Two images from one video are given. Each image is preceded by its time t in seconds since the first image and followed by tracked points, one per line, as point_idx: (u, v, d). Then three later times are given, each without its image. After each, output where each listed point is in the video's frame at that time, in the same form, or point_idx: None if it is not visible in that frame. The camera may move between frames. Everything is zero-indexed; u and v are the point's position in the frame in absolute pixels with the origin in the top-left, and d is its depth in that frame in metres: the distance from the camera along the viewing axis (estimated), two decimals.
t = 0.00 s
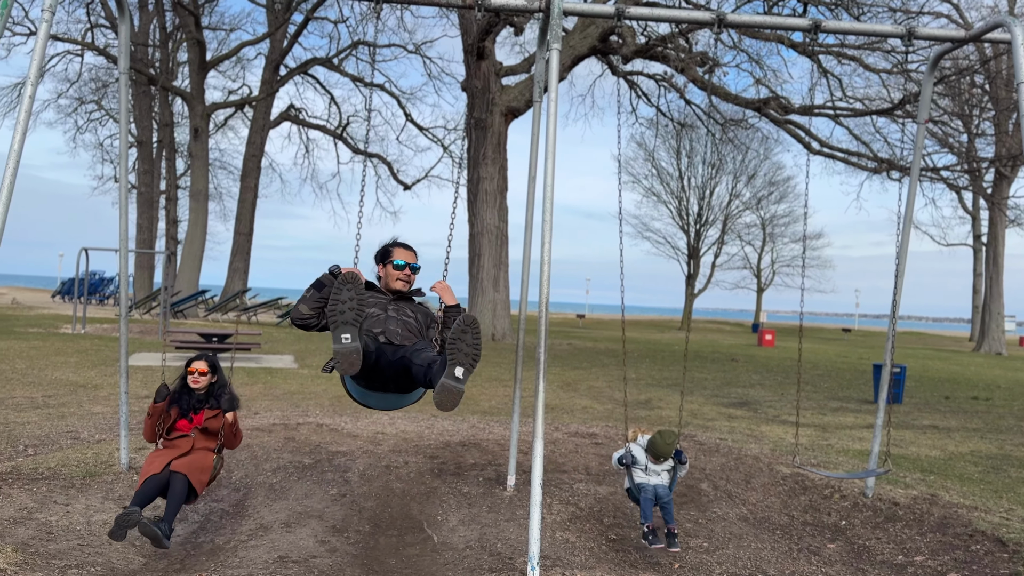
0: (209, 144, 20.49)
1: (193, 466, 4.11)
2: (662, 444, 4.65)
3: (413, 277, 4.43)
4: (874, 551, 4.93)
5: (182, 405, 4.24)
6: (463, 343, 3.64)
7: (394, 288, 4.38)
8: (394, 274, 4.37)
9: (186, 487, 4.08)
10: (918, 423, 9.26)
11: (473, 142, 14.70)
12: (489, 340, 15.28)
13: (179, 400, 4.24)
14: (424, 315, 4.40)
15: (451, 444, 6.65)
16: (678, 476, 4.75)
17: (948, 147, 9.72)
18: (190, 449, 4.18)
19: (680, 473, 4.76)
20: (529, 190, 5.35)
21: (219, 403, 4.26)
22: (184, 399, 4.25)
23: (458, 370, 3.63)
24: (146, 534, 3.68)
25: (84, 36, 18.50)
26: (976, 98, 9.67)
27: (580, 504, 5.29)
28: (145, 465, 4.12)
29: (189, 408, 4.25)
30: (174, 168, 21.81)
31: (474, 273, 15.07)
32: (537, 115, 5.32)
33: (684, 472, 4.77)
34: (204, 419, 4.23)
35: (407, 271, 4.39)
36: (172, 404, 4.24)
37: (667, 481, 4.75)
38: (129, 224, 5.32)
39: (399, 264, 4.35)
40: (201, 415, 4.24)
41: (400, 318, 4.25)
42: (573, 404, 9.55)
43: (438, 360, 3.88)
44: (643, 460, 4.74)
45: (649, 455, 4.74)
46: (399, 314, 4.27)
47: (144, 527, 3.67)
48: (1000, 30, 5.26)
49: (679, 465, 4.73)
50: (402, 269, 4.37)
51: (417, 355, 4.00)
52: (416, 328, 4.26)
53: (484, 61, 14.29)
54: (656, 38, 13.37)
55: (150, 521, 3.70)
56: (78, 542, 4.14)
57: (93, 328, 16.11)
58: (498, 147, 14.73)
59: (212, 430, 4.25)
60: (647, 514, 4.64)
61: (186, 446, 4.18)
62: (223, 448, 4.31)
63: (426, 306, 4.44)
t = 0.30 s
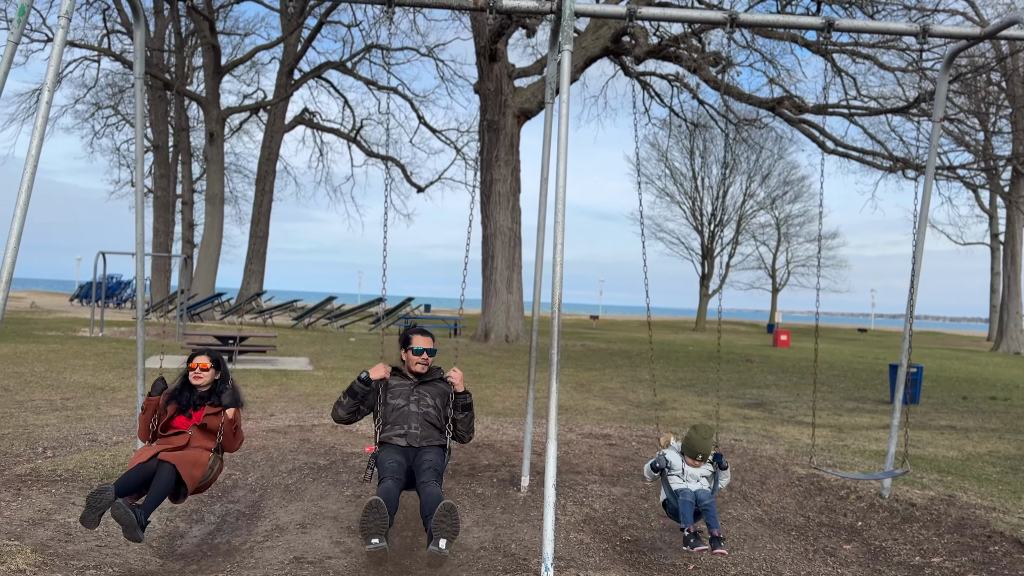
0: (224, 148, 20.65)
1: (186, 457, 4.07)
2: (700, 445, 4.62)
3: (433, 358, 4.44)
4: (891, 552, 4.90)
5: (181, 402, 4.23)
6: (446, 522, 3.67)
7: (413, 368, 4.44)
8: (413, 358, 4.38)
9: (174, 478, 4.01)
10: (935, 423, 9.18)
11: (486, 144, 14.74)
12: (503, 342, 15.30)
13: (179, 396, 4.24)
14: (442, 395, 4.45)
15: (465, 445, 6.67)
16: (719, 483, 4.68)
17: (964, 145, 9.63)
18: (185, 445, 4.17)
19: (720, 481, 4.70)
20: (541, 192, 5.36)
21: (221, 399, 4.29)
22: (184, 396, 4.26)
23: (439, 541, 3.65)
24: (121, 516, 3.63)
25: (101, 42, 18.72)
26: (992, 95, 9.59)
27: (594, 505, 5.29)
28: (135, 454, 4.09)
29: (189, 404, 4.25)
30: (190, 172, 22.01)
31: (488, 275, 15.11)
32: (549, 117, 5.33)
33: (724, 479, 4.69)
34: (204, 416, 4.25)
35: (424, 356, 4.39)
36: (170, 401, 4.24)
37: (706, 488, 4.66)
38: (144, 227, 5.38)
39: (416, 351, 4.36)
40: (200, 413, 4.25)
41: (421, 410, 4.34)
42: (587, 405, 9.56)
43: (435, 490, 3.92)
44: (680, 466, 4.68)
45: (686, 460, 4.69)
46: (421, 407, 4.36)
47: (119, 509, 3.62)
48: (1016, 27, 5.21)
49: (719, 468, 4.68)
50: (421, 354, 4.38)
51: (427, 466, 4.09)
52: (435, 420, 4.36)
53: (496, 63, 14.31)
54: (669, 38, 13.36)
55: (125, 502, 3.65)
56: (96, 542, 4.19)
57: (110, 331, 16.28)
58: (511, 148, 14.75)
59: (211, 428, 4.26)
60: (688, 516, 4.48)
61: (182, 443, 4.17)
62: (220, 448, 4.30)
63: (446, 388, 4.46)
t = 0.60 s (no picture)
0: (236, 152, 20.78)
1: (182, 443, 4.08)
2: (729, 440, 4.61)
3: (451, 379, 4.60)
4: (905, 554, 4.86)
5: (185, 396, 4.36)
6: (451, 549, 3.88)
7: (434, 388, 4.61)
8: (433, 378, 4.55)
9: (167, 462, 4.02)
10: (949, 424, 9.09)
11: (496, 146, 14.76)
12: (514, 344, 15.31)
13: (184, 389, 4.38)
14: (460, 411, 4.61)
15: (477, 448, 6.67)
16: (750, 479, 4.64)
17: (977, 144, 9.56)
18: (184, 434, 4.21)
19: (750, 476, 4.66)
20: (551, 194, 5.36)
21: (224, 393, 4.37)
22: (189, 391, 4.39)
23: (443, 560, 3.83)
24: (104, 491, 3.63)
25: (114, 47, 18.88)
26: (1007, 93, 9.50)
27: (606, 507, 5.28)
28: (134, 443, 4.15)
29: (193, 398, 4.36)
30: (202, 176, 22.15)
31: (499, 277, 15.13)
32: (558, 118, 5.34)
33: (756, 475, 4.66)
34: (206, 409, 4.32)
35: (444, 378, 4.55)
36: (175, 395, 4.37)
37: (735, 484, 4.64)
38: (157, 231, 5.42)
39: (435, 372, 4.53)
40: (203, 405, 4.34)
41: (441, 428, 4.49)
42: (598, 408, 9.54)
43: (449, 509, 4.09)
44: (709, 460, 4.67)
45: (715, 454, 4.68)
46: (440, 424, 4.50)
47: (103, 483, 3.63)
48: None
49: (749, 463, 4.65)
50: (438, 379, 4.53)
51: (443, 481, 4.28)
52: (454, 436, 4.51)
53: (506, 66, 14.33)
54: (679, 39, 13.34)
55: (109, 477, 3.66)
56: (111, 545, 4.23)
57: (124, 335, 16.40)
58: (521, 150, 14.76)
59: (212, 420, 4.30)
60: (715, 509, 4.45)
61: (181, 432, 4.21)
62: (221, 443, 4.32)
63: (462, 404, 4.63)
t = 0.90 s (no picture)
0: (245, 156, 20.87)
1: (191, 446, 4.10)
2: (740, 440, 4.58)
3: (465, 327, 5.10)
4: (917, 557, 4.84)
5: (198, 404, 4.40)
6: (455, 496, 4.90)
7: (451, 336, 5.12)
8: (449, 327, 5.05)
9: (177, 465, 4.04)
10: (961, 426, 9.03)
11: (504, 149, 14.77)
12: (522, 346, 15.31)
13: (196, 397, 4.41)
14: (474, 357, 5.12)
15: (485, 450, 6.67)
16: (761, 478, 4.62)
17: (988, 144, 9.51)
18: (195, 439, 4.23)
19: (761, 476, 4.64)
20: (559, 196, 5.37)
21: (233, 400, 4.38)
22: (202, 399, 4.42)
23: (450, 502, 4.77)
24: (114, 493, 3.66)
25: (124, 53, 19.01)
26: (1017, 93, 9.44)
27: (615, 510, 5.27)
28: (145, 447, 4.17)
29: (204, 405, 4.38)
30: (212, 181, 22.26)
31: (507, 280, 15.14)
32: (566, 121, 5.34)
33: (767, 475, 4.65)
34: (217, 415, 4.34)
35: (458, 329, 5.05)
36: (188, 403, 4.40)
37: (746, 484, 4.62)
38: (167, 235, 5.46)
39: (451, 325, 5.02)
40: (214, 412, 4.36)
41: (458, 372, 5.07)
42: (607, 410, 9.54)
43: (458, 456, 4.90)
44: (720, 461, 4.65)
45: (727, 454, 4.66)
46: (455, 369, 5.06)
47: (111, 485, 3.66)
48: None
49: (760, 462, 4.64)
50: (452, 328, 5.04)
51: (456, 424, 4.97)
52: (469, 378, 5.10)
53: (513, 68, 14.35)
54: (687, 41, 13.33)
55: (118, 480, 3.68)
56: (121, 548, 4.25)
57: (134, 339, 16.49)
58: (529, 153, 14.77)
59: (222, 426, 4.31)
60: (726, 509, 4.44)
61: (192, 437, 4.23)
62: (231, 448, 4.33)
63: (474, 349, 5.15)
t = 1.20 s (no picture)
0: (252, 159, 20.95)
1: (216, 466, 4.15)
2: (730, 448, 4.60)
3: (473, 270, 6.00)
4: (924, 559, 4.81)
5: (218, 418, 4.40)
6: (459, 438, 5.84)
7: (460, 281, 6.02)
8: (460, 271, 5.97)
9: (204, 487, 4.09)
10: (969, 428, 8.98)
11: (510, 151, 14.79)
12: (529, 349, 15.31)
13: (214, 411, 4.41)
14: (480, 298, 5.98)
15: (492, 453, 6.67)
16: (751, 489, 4.63)
17: (995, 145, 9.46)
18: (218, 455, 4.26)
19: (752, 486, 4.64)
20: (564, 198, 5.37)
21: (251, 414, 4.39)
22: (221, 413, 4.42)
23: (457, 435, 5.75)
24: (152, 528, 3.71)
25: (132, 57, 19.12)
26: None
27: (621, 513, 5.26)
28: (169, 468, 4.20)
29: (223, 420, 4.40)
30: (219, 184, 22.34)
31: (513, 282, 15.14)
32: (571, 124, 5.34)
33: (758, 486, 4.64)
34: (236, 430, 4.35)
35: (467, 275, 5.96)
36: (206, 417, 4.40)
37: (737, 494, 4.62)
38: (174, 239, 5.49)
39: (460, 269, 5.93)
40: (233, 426, 4.37)
41: (466, 314, 5.94)
42: (613, 412, 9.52)
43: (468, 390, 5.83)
44: (712, 471, 4.66)
45: (717, 463, 4.66)
46: (464, 311, 5.93)
47: (150, 521, 3.71)
48: None
49: (750, 473, 4.64)
50: (462, 268, 5.95)
51: (464, 363, 5.87)
52: (475, 318, 5.95)
53: (519, 71, 14.37)
54: (692, 43, 13.32)
55: (155, 515, 3.73)
56: (128, 551, 4.27)
57: (142, 342, 16.56)
58: (535, 155, 14.78)
59: (242, 441, 4.35)
60: (718, 519, 4.45)
61: (214, 453, 4.26)
62: (251, 460, 4.38)
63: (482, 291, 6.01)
